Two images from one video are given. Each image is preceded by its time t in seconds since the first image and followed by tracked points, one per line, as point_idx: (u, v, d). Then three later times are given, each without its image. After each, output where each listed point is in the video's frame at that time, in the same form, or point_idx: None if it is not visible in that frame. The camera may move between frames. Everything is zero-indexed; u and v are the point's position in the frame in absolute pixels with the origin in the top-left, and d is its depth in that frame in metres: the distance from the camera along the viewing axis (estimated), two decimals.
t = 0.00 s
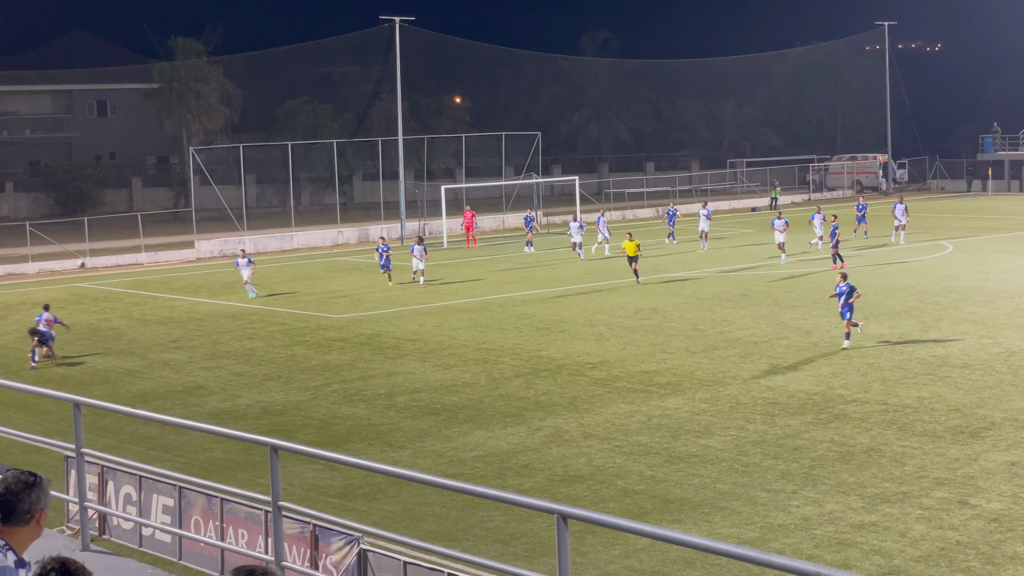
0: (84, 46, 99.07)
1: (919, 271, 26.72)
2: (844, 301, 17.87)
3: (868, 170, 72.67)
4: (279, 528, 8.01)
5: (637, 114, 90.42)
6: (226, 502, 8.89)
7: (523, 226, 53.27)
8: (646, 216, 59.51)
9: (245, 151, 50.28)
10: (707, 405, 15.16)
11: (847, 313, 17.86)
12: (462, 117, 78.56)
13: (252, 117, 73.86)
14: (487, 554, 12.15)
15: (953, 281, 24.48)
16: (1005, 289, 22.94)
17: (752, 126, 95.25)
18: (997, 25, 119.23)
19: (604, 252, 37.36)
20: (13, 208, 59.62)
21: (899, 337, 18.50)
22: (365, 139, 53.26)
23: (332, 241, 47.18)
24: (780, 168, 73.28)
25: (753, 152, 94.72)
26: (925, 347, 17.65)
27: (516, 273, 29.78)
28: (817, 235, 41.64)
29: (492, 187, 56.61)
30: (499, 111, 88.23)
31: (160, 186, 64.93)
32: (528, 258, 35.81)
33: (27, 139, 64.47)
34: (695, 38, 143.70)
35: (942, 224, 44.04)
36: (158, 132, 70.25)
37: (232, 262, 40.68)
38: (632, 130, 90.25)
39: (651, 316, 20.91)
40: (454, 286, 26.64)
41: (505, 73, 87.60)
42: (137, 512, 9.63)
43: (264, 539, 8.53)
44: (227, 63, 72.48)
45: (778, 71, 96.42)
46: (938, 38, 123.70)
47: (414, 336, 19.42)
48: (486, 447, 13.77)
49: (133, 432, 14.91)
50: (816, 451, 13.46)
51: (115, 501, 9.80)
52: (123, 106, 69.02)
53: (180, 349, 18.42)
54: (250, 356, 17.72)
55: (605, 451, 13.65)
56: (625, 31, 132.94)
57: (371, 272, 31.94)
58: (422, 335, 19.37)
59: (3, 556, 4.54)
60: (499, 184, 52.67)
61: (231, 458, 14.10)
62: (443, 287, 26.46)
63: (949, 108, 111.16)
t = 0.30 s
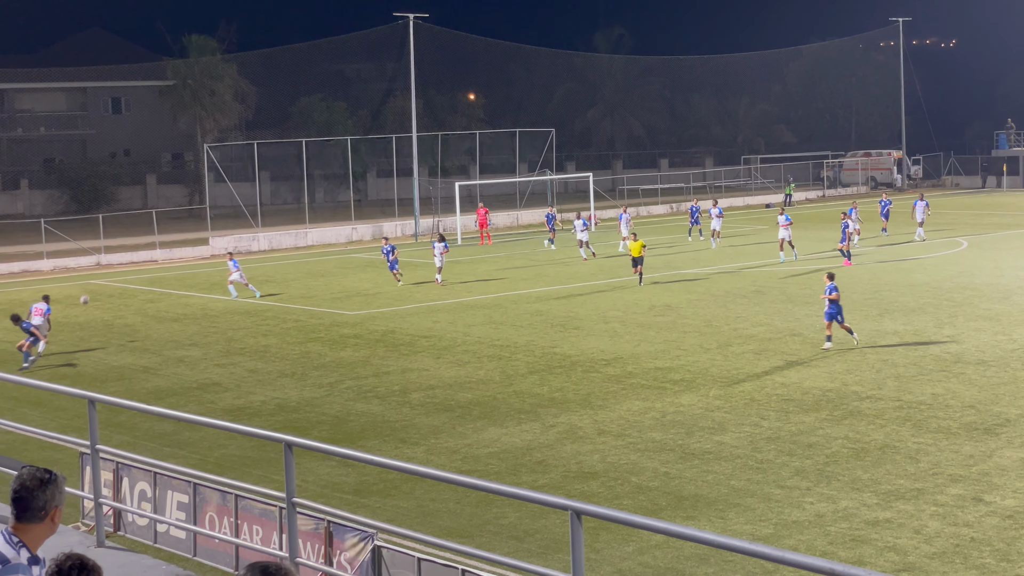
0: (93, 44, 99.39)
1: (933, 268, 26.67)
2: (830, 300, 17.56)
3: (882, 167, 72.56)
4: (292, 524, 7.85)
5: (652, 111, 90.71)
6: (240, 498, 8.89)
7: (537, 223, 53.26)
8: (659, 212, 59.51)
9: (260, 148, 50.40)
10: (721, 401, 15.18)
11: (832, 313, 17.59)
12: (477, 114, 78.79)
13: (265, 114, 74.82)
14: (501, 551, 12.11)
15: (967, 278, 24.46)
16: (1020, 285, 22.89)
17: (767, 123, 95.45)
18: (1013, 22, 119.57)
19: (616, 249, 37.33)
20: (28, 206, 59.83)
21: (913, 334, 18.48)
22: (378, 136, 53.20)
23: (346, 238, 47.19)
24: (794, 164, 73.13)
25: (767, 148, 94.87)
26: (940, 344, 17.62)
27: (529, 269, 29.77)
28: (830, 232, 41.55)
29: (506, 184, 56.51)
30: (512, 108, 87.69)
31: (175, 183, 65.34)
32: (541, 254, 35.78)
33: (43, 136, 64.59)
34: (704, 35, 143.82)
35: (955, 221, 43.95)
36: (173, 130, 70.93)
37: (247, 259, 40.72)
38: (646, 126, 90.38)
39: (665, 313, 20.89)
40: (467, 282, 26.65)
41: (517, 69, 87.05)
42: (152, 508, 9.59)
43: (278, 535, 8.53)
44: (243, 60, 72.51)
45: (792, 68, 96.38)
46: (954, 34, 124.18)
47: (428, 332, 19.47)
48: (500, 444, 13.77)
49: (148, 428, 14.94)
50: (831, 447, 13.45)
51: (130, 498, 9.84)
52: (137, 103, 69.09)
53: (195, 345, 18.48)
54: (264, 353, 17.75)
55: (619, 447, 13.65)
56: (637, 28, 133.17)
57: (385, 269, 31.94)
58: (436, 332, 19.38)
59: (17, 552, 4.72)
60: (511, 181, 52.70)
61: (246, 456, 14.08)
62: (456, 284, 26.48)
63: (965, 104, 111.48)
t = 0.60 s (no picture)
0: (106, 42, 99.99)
1: (953, 264, 26.60)
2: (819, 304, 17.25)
3: (901, 163, 72.67)
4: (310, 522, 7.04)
5: (669, 108, 91.26)
6: (259, 495, 9.11)
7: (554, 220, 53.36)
8: (677, 209, 59.56)
9: (278, 146, 50.46)
10: (740, 398, 15.17)
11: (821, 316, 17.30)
12: (493, 110, 81.01)
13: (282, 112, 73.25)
14: (518, 547, 12.09)
15: (986, 275, 24.38)
16: None
17: (785, 119, 95.72)
18: None
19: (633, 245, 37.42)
20: (47, 203, 61.35)
21: (933, 330, 18.44)
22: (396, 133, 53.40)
23: (364, 234, 47.39)
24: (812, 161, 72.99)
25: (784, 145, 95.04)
26: (959, 341, 17.60)
27: (547, 266, 29.81)
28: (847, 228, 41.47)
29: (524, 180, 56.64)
30: (530, 104, 87.14)
31: (194, 180, 66.01)
32: (558, 251, 35.85)
33: (60, 133, 64.58)
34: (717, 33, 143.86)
35: (972, 217, 43.77)
36: (192, 126, 71.42)
37: (266, 256, 41.11)
38: (663, 123, 91.07)
39: (683, 309, 20.91)
40: (485, 278, 26.73)
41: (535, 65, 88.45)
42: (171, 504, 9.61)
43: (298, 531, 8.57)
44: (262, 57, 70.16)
45: (810, 65, 96.34)
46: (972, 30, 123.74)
47: (446, 329, 19.50)
48: (518, 441, 13.77)
49: (167, 425, 15.01)
50: (849, 444, 13.42)
51: (149, 494, 9.86)
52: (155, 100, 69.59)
53: (213, 342, 18.54)
54: (283, 349, 17.83)
55: (637, 444, 13.65)
56: (653, 22, 132.81)
57: (403, 265, 32.04)
58: (454, 328, 19.41)
59: (38, 548, 4.65)
60: (529, 178, 52.79)
61: (265, 452, 14.11)
62: (473, 279, 26.57)
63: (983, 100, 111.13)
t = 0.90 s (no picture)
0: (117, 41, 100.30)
1: (970, 263, 26.54)
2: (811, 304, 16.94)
3: (919, 162, 72.61)
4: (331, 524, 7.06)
5: (687, 106, 92.06)
6: (276, 493, 9.01)
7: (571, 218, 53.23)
8: (693, 207, 59.43)
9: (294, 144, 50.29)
10: (757, 397, 15.17)
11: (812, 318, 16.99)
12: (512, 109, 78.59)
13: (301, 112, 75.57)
14: (535, 546, 12.06)
15: (1004, 274, 24.30)
16: None
17: (802, 117, 94.46)
18: None
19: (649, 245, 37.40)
20: (64, 201, 60.32)
21: (951, 329, 18.41)
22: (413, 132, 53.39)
23: (381, 233, 47.40)
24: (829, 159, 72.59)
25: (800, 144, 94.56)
26: (977, 339, 17.57)
27: (563, 265, 29.81)
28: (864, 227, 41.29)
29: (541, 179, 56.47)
30: (548, 103, 88.70)
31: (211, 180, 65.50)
32: (573, 250, 35.84)
33: (77, 133, 65.39)
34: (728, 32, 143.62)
35: (989, 216, 43.55)
36: (209, 125, 70.72)
37: (282, 255, 41.17)
38: (679, 121, 91.15)
39: (699, 308, 20.91)
40: (501, 277, 26.74)
41: (552, 65, 88.82)
42: (190, 503, 9.60)
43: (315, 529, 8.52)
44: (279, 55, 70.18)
45: (827, 63, 95.74)
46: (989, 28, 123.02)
47: (462, 327, 19.52)
48: (535, 439, 13.77)
49: (185, 424, 15.05)
50: (867, 443, 13.41)
51: (168, 492, 9.86)
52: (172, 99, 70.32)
53: (230, 341, 18.59)
54: (300, 348, 17.86)
55: (653, 443, 13.64)
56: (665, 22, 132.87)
57: (419, 264, 32.03)
58: (470, 327, 19.43)
59: (55, 546, 4.70)
60: (547, 177, 52.64)
61: (282, 451, 14.14)
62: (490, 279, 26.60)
63: (1000, 99, 110.40)
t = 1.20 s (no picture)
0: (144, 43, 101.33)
1: (1004, 265, 26.28)
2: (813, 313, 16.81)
3: (950, 163, 71.48)
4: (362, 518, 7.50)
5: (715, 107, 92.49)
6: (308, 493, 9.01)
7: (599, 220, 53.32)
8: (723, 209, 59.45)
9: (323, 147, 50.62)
10: (787, 399, 15.11)
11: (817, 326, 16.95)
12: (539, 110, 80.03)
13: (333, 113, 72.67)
14: (565, 547, 12.04)
15: None
16: None
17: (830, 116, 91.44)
18: None
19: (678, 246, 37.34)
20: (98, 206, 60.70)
21: (984, 332, 18.24)
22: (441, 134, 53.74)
23: (410, 235, 47.84)
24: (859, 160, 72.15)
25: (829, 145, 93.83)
26: (1012, 342, 17.41)
27: (592, 266, 29.83)
28: (896, 229, 40.96)
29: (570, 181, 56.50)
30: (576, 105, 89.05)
31: (241, 182, 64.75)
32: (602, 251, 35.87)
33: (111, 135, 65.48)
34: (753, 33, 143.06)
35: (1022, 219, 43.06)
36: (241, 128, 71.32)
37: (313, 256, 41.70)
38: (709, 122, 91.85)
39: (729, 310, 20.86)
40: (530, 278, 26.81)
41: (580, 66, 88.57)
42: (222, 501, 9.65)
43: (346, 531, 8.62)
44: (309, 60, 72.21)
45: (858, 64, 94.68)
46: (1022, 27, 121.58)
47: (491, 329, 19.56)
48: (564, 440, 13.80)
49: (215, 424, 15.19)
50: (898, 446, 13.31)
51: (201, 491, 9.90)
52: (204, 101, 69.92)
53: (260, 342, 18.71)
54: (330, 348, 17.97)
55: (682, 445, 13.61)
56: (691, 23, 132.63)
57: (448, 265, 32.13)
58: (499, 329, 19.47)
59: (90, 544, 4.77)
60: (576, 178, 52.76)
61: (311, 451, 14.23)
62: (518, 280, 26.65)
63: None
